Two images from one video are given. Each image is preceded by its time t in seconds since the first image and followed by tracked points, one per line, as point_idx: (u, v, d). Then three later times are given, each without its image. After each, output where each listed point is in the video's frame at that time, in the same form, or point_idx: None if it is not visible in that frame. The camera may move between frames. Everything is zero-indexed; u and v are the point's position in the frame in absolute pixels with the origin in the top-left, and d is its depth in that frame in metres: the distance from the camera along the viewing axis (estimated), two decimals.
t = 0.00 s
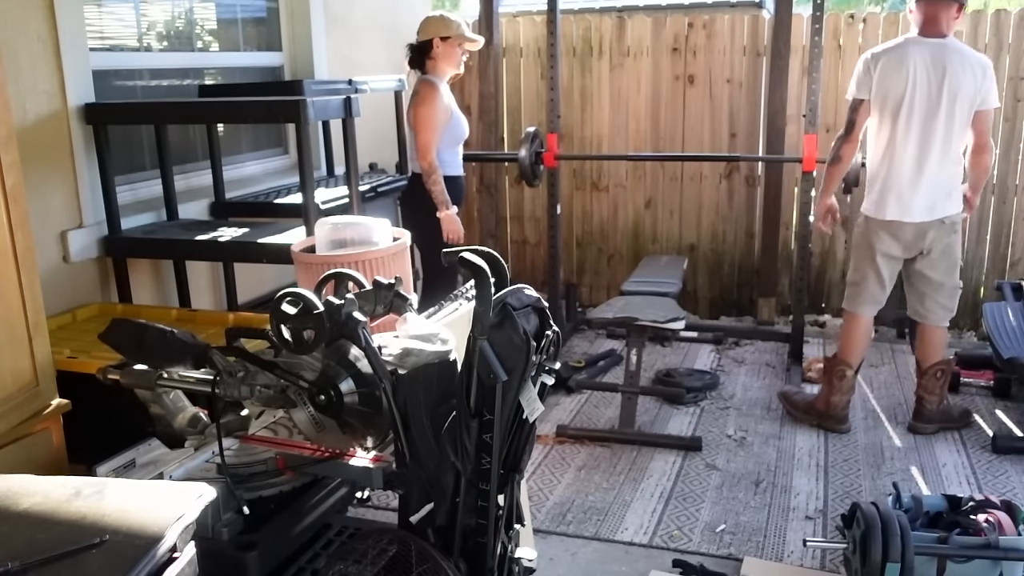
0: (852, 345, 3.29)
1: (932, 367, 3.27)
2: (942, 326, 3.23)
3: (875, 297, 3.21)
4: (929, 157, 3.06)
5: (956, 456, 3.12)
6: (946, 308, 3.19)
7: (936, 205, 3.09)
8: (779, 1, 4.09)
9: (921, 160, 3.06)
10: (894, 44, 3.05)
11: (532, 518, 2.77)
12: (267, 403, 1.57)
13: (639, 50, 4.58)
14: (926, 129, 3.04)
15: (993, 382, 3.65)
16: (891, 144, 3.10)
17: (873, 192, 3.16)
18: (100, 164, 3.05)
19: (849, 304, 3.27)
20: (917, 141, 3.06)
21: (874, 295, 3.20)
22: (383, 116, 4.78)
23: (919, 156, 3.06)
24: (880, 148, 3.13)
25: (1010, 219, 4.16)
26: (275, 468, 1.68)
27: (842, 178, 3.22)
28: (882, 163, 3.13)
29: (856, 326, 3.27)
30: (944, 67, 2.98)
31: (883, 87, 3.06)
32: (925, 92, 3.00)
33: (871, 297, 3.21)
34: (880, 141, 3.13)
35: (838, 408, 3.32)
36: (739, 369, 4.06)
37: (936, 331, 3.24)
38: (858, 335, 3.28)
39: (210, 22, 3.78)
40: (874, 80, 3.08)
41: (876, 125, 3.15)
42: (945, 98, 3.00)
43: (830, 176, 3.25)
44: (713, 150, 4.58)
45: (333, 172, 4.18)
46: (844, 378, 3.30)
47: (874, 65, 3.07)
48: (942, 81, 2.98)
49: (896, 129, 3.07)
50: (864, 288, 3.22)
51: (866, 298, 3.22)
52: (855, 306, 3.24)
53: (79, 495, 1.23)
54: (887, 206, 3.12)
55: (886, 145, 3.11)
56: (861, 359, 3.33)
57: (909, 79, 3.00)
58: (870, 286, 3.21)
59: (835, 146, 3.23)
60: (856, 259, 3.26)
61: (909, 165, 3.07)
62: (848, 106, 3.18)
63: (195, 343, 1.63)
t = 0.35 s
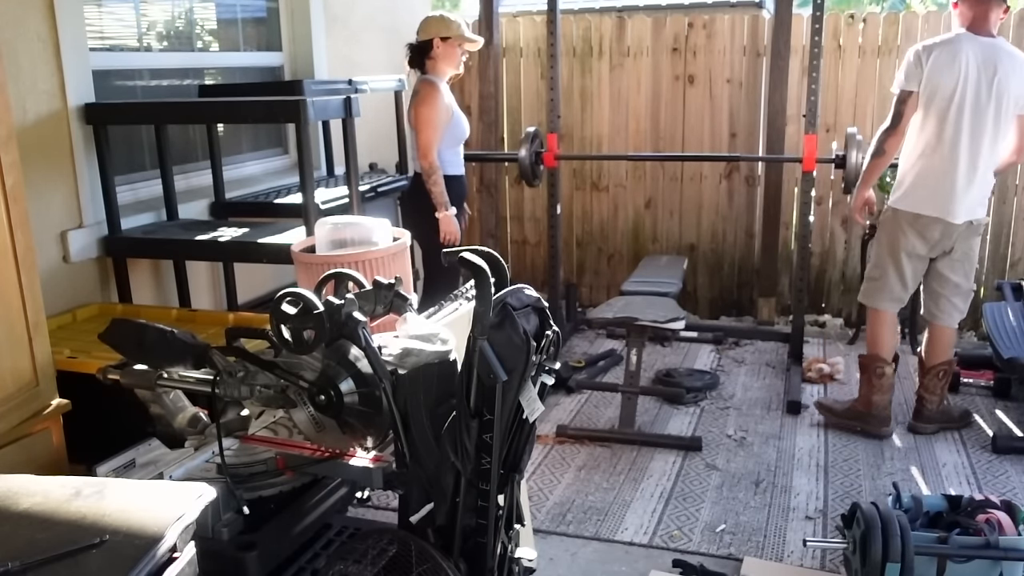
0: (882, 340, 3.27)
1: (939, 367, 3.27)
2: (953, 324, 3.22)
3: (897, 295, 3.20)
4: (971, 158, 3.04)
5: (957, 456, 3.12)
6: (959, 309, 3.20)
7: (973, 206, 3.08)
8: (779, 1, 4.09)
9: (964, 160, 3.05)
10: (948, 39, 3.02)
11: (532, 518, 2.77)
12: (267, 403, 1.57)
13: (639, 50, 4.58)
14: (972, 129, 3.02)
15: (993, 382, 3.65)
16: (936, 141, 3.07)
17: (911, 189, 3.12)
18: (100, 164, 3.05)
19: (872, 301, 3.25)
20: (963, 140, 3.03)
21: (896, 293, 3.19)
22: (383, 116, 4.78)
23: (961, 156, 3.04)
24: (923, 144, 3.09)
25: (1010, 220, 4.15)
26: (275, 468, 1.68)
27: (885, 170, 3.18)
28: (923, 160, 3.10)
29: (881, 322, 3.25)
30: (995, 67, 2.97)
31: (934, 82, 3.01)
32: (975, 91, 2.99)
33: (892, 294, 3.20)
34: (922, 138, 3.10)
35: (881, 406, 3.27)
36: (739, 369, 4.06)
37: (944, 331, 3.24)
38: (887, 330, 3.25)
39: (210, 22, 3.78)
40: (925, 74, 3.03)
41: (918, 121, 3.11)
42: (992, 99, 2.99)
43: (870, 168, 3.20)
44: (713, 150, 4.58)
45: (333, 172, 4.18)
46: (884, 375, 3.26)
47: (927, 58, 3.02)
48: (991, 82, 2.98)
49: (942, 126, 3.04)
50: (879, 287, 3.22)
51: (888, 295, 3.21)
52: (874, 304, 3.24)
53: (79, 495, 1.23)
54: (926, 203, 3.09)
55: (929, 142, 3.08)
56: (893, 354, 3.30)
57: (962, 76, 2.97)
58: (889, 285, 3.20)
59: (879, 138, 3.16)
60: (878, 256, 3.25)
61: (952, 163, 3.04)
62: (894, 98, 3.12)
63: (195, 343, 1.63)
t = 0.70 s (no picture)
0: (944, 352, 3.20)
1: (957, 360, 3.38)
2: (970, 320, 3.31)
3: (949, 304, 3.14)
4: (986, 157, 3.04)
5: (957, 456, 3.12)
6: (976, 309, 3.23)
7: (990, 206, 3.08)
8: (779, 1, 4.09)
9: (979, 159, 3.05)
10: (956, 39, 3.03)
11: (532, 518, 2.77)
12: (267, 403, 1.57)
13: (639, 50, 4.58)
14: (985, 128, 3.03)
15: (993, 382, 3.65)
16: (950, 141, 3.06)
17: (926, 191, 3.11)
18: (100, 164, 3.05)
19: (926, 315, 3.17)
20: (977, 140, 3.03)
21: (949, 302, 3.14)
22: (383, 116, 4.78)
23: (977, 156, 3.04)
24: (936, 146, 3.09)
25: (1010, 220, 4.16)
26: (275, 468, 1.68)
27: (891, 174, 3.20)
28: (937, 161, 3.09)
29: (940, 334, 3.18)
30: (1006, 66, 2.99)
31: (946, 83, 3.01)
32: (987, 91, 3.00)
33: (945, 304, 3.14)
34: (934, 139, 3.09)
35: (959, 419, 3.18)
36: (739, 369, 4.06)
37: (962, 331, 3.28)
38: (948, 342, 3.19)
39: (210, 22, 3.78)
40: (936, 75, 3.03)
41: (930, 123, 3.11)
42: (1004, 98, 3.00)
43: (877, 173, 3.23)
44: (712, 150, 4.58)
45: (333, 172, 4.18)
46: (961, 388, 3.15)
47: (937, 59, 3.03)
48: (1002, 81, 2.99)
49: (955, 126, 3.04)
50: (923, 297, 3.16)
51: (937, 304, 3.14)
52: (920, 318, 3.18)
53: (79, 495, 1.23)
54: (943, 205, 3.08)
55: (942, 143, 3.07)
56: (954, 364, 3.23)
57: (974, 76, 2.98)
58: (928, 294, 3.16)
59: (888, 142, 3.18)
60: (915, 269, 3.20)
61: (968, 163, 3.04)
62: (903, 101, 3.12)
63: (195, 343, 1.63)
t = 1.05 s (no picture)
0: (951, 354, 3.18)
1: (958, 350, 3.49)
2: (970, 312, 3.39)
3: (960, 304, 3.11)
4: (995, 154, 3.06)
5: (957, 456, 3.12)
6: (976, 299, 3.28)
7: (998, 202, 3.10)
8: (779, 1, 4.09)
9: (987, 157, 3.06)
10: (952, 41, 3.03)
11: (532, 518, 2.77)
12: (267, 403, 1.58)
13: (639, 50, 4.58)
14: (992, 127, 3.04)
15: (993, 382, 3.65)
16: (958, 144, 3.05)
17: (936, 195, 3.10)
18: (100, 164, 3.05)
19: (939, 316, 3.13)
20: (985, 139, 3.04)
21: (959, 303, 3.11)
22: (383, 116, 4.78)
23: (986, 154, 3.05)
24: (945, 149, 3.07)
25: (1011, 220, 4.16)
26: (275, 468, 1.68)
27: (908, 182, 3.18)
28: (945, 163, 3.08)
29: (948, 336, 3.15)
30: (1004, 64, 3.00)
31: (949, 86, 3.00)
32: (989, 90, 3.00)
33: (958, 304, 3.11)
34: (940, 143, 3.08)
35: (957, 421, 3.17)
36: (739, 369, 4.06)
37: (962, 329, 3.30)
38: (954, 344, 3.17)
39: (210, 22, 3.78)
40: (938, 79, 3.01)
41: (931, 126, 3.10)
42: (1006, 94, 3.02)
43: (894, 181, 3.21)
44: (712, 150, 4.58)
45: (333, 172, 4.18)
46: (958, 391, 3.15)
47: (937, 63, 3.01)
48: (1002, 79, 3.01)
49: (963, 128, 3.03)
50: (936, 298, 3.13)
51: (951, 304, 3.11)
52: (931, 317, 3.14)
53: (79, 495, 1.23)
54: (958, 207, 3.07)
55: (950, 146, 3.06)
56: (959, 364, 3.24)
57: (976, 77, 2.98)
58: (947, 293, 3.11)
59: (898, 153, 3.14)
60: (928, 267, 3.16)
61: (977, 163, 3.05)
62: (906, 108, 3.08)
63: (195, 343, 1.63)
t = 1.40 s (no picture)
0: (952, 352, 3.18)
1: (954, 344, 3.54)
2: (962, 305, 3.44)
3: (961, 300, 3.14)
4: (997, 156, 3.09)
5: (957, 456, 3.12)
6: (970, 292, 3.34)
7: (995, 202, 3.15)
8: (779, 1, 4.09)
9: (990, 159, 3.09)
10: (956, 45, 3.04)
11: (532, 518, 2.77)
12: (267, 403, 1.58)
13: (639, 50, 4.58)
14: (996, 129, 3.06)
15: (993, 382, 3.65)
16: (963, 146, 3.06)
17: (941, 197, 3.09)
18: (100, 164, 3.05)
19: (941, 313, 3.14)
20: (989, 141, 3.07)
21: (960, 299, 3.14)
22: (383, 116, 4.78)
23: (990, 155, 3.08)
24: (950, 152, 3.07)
25: (1010, 219, 4.15)
26: (275, 468, 1.68)
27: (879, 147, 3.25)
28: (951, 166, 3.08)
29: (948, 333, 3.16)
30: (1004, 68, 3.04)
31: (957, 89, 3.00)
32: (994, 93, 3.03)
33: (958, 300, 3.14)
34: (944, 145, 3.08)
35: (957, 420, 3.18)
36: (739, 369, 4.06)
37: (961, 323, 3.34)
38: (955, 341, 3.17)
39: (210, 22, 3.78)
40: (947, 81, 3.01)
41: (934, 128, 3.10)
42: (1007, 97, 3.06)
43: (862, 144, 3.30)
44: (712, 150, 4.58)
45: (333, 172, 4.18)
46: (956, 387, 3.17)
47: (945, 65, 3.00)
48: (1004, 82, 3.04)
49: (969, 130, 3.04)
50: (939, 295, 3.14)
51: (953, 300, 3.14)
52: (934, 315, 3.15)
53: (79, 495, 1.23)
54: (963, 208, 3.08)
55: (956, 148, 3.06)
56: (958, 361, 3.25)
57: (982, 80, 3.00)
58: (950, 289, 3.13)
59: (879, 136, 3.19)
60: (929, 264, 3.18)
61: (981, 164, 3.07)
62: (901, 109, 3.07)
63: (195, 343, 1.63)
